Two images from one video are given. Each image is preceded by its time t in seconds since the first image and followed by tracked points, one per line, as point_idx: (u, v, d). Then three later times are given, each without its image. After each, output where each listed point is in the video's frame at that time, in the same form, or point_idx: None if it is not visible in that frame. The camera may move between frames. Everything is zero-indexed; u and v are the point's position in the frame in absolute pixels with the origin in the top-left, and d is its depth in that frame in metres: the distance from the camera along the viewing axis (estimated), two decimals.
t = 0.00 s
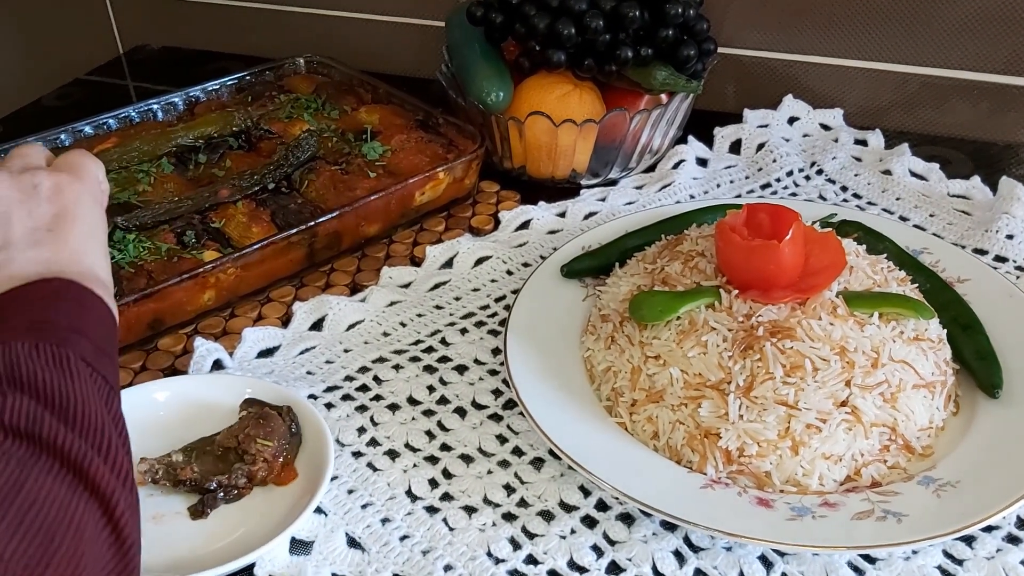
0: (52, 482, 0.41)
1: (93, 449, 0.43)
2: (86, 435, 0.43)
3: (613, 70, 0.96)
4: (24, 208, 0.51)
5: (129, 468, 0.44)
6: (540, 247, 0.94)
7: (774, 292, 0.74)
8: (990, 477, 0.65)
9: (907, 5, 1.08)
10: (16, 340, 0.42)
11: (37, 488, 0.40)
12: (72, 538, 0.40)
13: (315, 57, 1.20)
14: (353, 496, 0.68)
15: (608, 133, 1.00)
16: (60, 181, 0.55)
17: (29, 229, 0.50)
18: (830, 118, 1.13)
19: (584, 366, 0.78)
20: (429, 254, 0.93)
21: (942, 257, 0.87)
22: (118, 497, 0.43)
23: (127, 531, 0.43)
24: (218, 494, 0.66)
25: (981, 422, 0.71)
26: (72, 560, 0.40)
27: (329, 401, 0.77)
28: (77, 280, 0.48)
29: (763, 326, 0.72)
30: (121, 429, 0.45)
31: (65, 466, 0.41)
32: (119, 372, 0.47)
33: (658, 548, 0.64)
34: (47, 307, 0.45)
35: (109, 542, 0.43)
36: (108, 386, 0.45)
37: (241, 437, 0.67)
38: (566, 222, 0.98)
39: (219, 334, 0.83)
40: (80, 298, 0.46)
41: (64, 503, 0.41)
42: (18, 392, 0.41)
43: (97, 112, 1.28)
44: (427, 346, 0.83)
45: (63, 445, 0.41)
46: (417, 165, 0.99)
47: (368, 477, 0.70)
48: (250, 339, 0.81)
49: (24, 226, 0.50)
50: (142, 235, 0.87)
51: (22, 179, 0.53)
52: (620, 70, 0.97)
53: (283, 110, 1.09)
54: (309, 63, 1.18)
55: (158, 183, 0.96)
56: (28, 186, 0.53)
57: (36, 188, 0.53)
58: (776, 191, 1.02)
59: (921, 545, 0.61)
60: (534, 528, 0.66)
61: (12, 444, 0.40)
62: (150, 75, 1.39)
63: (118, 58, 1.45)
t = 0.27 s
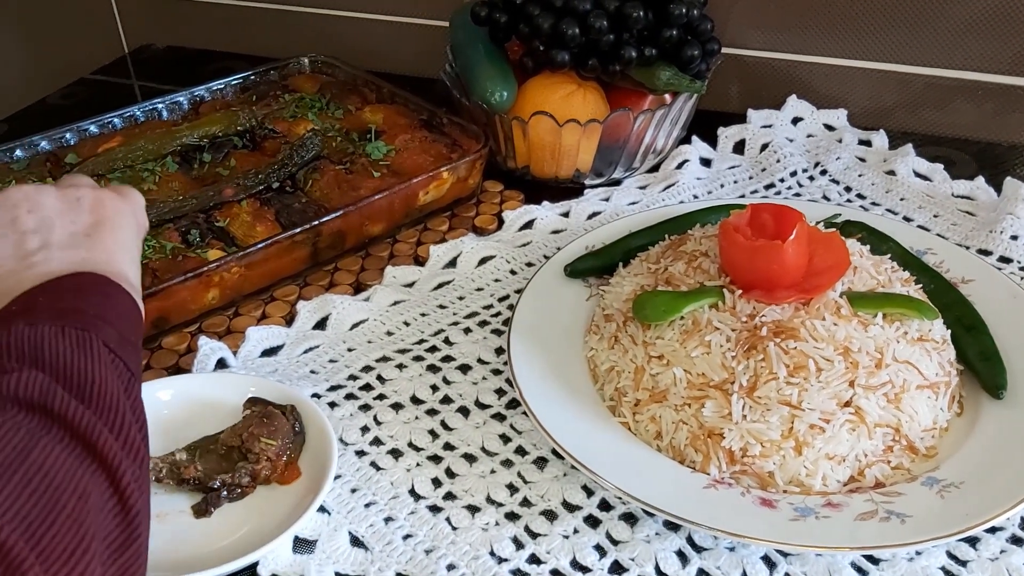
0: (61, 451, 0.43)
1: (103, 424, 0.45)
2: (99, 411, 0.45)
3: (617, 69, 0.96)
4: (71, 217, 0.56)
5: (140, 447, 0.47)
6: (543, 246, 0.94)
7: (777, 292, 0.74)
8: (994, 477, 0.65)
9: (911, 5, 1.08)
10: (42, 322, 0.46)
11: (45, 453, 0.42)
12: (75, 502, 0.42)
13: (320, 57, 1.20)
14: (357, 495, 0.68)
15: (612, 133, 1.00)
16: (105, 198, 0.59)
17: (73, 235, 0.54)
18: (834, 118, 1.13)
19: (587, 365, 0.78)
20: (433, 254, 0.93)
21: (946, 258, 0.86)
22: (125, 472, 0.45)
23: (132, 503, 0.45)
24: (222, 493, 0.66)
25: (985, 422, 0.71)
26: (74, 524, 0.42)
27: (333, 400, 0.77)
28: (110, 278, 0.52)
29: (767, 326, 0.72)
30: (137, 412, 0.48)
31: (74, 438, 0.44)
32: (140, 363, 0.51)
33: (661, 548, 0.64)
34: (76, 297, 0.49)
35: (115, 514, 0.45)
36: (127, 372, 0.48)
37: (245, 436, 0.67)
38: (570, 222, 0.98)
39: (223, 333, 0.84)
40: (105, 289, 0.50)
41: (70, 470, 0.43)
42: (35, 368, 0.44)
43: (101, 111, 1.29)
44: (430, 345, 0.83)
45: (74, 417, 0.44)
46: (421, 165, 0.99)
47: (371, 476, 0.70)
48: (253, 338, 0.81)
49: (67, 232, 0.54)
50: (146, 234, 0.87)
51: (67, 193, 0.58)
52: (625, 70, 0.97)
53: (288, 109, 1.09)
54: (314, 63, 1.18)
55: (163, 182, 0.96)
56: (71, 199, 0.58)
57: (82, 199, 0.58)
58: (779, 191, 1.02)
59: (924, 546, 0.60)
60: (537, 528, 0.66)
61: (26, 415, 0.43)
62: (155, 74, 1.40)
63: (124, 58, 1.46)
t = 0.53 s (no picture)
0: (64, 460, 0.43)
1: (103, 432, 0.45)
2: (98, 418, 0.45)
3: (621, 70, 0.96)
4: (87, 214, 0.56)
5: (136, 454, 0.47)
6: (547, 247, 0.94)
7: (781, 294, 0.73)
8: (997, 480, 0.65)
9: (916, 6, 1.08)
10: (39, 321, 0.46)
11: (51, 463, 0.42)
12: (80, 514, 0.43)
13: (324, 58, 1.20)
14: (359, 496, 0.68)
15: (615, 134, 1.00)
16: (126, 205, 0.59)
17: (81, 231, 0.54)
18: (838, 119, 1.13)
19: (590, 366, 0.78)
20: (436, 254, 0.93)
21: (950, 259, 0.86)
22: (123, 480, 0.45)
23: (130, 512, 0.46)
24: (224, 493, 0.66)
25: (990, 424, 0.71)
26: (80, 537, 0.42)
27: (336, 401, 0.77)
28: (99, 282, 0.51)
29: (770, 328, 0.72)
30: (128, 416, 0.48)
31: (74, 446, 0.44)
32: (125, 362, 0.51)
33: (664, 550, 0.64)
34: (65, 296, 0.48)
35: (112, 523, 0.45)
36: (118, 375, 0.49)
37: (249, 436, 0.68)
38: (573, 223, 0.98)
39: (226, 333, 0.84)
40: (93, 289, 0.50)
41: (75, 481, 0.43)
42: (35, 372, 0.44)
43: (105, 111, 1.29)
44: (433, 346, 0.83)
45: (75, 426, 0.44)
46: (424, 166, 0.99)
47: (374, 477, 0.70)
48: (257, 338, 0.81)
49: (74, 227, 0.54)
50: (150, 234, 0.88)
51: (88, 192, 0.58)
52: (628, 70, 0.97)
53: (292, 109, 1.10)
54: (318, 63, 1.18)
55: (167, 182, 0.96)
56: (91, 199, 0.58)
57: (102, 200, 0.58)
58: (783, 192, 1.02)
59: (927, 548, 0.60)
60: (540, 529, 0.66)
61: (27, 420, 0.43)
62: (160, 75, 1.40)
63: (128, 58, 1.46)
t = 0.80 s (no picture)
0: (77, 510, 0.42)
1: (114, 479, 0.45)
2: (110, 463, 0.45)
3: (623, 71, 0.96)
4: (117, 245, 0.55)
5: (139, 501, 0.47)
6: (549, 248, 0.94)
7: (783, 295, 0.73)
8: (1000, 481, 0.65)
9: (918, 6, 1.08)
10: (61, 358, 0.44)
11: (67, 513, 0.42)
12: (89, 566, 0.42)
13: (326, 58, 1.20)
14: (361, 497, 0.68)
15: (617, 135, 1.00)
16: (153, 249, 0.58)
17: (102, 267, 0.53)
18: (841, 120, 1.13)
19: (593, 367, 0.78)
20: (438, 255, 0.93)
21: (952, 260, 0.86)
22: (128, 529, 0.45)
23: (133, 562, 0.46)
24: (227, 493, 0.66)
25: (992, 425, 0.70)
26: None
27: (338, 401, 0.77)
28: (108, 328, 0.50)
29: (772, 328, 0.72)
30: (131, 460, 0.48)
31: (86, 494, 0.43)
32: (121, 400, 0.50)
33: (666, 551, 0.64)
34: (70, 324, 0.46)
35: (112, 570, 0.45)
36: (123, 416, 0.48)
37: (252, 436, 0.68)
38: (576, 224, 0.98)
39: (228, 334, 0.84)
40: (94, 320, 0.48)
41: (84, 529, 0.42)
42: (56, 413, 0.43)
43: (108, 112, 1.29)
44: (436, 347, 0.83)
45: (89, 473, 0.43)
46: (427, 166, 0.99)
47: (376, 478, 0.70)
48: (259, 339, 0.82)
49: (95, 258, 0.53)
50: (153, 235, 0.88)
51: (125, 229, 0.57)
52: (630, 71, 0.97)
53: (294, 110, 1.10)
54: (320, 64, 1.19)
55: (169, 183, 0.97)
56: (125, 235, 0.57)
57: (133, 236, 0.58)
58: (786, 193, 1.02)
59: (930, 549, 0.60)
60: (542, 530, 0.66)
61: (44, 465, 0.42)
62: (162, 76, 1.40)
63: (131, 59, 1.46)
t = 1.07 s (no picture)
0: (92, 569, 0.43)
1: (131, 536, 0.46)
2: (130, 520, 0.46)
3: (624, 71, 0.96)
4: (159, 314, 0.60)
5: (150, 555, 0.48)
6: (550, 247, 0.94)
7: (784, 294, 0.73)
8: (1001, 481, 0.64)
9: (919, 6, 1.08)
10: (99, 412, 0.45)
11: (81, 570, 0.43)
12: None
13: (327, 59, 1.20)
14: (362, 497, 0.68)
15: (618, 134, 1.00)
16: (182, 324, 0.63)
17: (132, 332, 0.57)
18: (842, 119, 1.13)
19: (594, 367, 0.78)
20: (439, 255, 0.93)
21: (954, 259, 0.86)
22: None
23: None
24: (228, 493, 0.66)
25: (993, 425, 0.70)
26: None
27: (339, 401, 0.77)
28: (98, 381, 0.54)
29: (773, 328, 0.72)
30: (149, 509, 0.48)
31: (102, 550, 0.44)
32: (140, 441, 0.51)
33: (667, 551, 0.64)
34: (62, 355, 0.45)
35: None
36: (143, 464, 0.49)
37: (254, 436, 0.68)
38: (576, 223, 0.98)
39: (229, 334, 0.84)
40: (83, 347, 0.47)
41: None
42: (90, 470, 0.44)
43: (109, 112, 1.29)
44: (436, 347, 0.83)
45: (110, 529, 0.44)
46: (428, 166, 0.99)
47: (377, 478, 0.70)
48: (260, 339, 0.82)
49: (129, 317, 0.57)
50: (154, 235, 0.88)
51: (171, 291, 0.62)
52: (631, 71, 0.97)
53: (295, 110, 1.10)
54: (321, 64, 1.18)
55: (170, 183, 0.97)
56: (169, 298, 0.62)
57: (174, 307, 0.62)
58: (787, 192, 1.01)
59: (931, 548, 0.60)
60: (543, 530, 0.66)
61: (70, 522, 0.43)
62: (163, 76, 1.40)
63: (132, 59, 1.46)
